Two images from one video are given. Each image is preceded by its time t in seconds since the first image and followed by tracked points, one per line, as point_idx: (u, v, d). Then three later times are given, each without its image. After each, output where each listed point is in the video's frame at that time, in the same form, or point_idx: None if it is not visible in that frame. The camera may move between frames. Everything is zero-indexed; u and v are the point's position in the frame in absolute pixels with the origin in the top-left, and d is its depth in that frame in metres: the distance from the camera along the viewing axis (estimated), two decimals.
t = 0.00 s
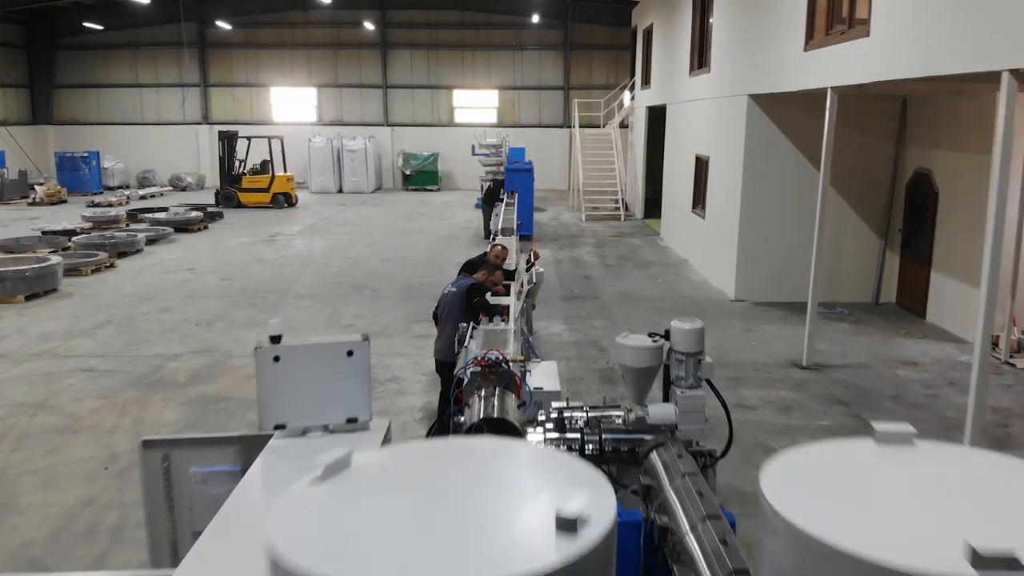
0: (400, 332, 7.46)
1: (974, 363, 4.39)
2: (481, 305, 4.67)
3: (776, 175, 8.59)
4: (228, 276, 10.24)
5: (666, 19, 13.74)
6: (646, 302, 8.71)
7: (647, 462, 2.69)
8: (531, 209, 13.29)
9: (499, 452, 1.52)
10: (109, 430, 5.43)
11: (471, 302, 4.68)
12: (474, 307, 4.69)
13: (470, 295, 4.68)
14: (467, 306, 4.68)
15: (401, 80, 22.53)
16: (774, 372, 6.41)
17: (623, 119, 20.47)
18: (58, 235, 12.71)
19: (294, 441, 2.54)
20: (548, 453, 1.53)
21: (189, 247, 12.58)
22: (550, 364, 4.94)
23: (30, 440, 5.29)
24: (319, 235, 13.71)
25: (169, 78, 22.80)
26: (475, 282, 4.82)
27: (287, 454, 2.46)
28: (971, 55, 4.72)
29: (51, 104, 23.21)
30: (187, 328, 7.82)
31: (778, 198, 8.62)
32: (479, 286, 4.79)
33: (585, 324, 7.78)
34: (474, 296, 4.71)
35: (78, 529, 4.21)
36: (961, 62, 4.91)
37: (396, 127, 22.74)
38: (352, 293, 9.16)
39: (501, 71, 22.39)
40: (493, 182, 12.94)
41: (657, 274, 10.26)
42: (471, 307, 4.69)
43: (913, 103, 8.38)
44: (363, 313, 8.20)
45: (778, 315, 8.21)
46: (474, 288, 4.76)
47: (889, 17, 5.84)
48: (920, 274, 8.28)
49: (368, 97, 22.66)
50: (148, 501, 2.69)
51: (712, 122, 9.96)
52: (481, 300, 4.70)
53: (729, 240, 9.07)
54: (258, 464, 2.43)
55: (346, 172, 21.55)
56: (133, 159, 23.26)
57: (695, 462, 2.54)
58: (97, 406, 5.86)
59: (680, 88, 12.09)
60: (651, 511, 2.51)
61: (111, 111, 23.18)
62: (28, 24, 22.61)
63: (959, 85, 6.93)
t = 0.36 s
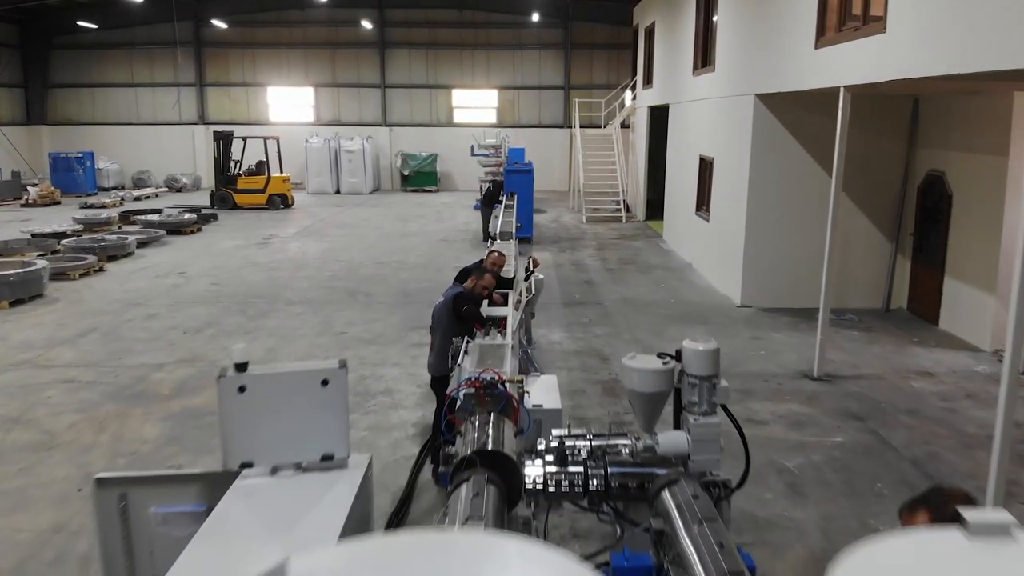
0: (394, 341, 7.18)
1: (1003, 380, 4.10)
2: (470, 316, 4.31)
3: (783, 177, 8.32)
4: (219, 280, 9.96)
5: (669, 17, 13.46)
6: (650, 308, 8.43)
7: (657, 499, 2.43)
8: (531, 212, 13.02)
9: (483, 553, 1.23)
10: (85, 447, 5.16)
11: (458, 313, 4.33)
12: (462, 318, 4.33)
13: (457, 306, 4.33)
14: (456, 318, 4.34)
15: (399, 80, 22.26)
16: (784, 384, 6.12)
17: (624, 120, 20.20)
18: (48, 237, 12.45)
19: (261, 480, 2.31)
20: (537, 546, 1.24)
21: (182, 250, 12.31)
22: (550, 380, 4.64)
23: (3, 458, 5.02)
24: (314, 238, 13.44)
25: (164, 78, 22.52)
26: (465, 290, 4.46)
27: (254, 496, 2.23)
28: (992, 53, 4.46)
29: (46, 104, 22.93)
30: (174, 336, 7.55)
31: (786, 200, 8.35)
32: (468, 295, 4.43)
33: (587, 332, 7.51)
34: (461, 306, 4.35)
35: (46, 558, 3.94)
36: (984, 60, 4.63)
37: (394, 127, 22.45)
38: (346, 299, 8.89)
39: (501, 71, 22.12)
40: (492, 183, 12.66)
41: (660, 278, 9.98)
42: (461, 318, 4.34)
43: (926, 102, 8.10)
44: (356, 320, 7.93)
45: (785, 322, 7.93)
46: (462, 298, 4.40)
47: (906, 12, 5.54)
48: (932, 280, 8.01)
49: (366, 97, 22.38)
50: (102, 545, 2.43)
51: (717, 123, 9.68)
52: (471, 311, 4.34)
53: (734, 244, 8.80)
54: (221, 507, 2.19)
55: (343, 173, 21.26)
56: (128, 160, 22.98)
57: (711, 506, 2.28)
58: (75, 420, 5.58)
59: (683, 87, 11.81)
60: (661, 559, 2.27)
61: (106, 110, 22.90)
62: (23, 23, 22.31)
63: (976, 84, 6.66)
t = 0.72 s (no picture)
0: (388, 349, 6.91)
1: None
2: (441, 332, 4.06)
3: (792, 179, 8.04)
4: (210, 285, 9.70)
5: (671, 14, 13.17)
6: (653, 314, 8.16)
7: (672, 548, 2.18)
8: (530, 213, 12.73)
9: None
10: (59, 466, 4.88)
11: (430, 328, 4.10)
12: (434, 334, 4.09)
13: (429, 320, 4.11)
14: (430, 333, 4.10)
15: (397, 79, 21.99)
16: (795, 397, 5.85)
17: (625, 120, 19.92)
18: (37, 240, 12.17)
19: (222, 530, 2.04)
20: None
21: (173, 253, 12.03)
22: (551, 396, 4.35)
23: None
24: (310, 240, 13.17)
25: (160, 77, 22.25)
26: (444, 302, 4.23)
27: (210, 550, 1.95)
28: (1013, 49, 4.18)
29: (40, 104, 22.66)
30: (160, 345, 7.28)
31: (794, 204, 8.08)
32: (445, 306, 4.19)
33: (588, 339, 7.24)
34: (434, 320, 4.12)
35: None
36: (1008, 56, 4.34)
37: (392, 127, 22.18)
38: (340, 304, 8.62)
39: (500, 70, 21.85)
40: (490, 184, 12.39)
41: (663, 283, 9.70)
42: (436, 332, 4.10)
43: (938, 103, 7.83)
44: (349, 327, 7.66)
45: (794, 329, 7.66)
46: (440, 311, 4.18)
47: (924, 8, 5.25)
48: (946, 286, 7.73)
49: (364, 97, 22.11)
50: None
51: (722, 123, 9.40)
52: (447, 325, 4.09)
53: (740, 248, 8.53)
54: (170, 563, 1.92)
55: (341, 173, 20.99)
56: (124, 161, 22.72)
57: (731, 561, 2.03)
58: (50, 436, 5.31)
59: (686, 86, 11.52)
60: None
61: (101, 111, 22.63)
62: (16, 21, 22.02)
63: (995, 83, 6.38)
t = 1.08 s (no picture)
0: (381, 358, 6.64)
1: None
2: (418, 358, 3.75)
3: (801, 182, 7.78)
4: (200, 290, 9.42)
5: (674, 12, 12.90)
6: (656, 319, 7.88)
7: None
8: (530, 215, 12.45)
9: None
10: (32, 486, 4.62)
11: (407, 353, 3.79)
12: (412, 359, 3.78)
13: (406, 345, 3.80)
14: (409, 357, 3.79)
15: (395, 78, 21.72)
16: (807, 411, 5.58)
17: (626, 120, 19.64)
18: (26, 243, 11.90)
19: None
20: None
21: (165, 256, 11.76)
22: (551, 414, 4.04)
23: None
24: (305, 242, 12.89)
25: (155, 76, 21.98)
26: (425, 319, 3.91)
27: None
28: None
29: (34, 104, 22.38)
30: (145, 353, 7.02)
31: (802, 207, 7.81)
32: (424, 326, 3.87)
33: (588, 347, 6.96)
34: (411, 346, 3.82)
35: None
36: None
37: (390, 127, 21.90)
38: (334, 310, 8.35)
39: (500, 70, 21.58)
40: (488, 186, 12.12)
41: (667, 287, 9.43)
42: (415, 356, 3.79)
43: (952, 102, 7.56)
44: (342, 333, 7.40)
45: (803, 337, 7.39)
46: (420, 332, 3.86)
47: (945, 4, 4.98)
48: (960, 292, 7.46)
49: (362, 96, 21.83)
50: None
51: (728, 123, 9.12)
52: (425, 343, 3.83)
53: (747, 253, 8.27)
54: None
55: (338, 174, 20.72)
56: (119, 161, 22.44)
57: None
58: (24, 453, 5.05)
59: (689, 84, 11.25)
60: None
61: (95, 111, 22.35)
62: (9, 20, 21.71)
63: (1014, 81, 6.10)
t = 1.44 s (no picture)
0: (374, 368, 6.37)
1: None
2: (400, 379, 3.51)
3: (809, 184, 7.52)
4: (190, 295, 9.16)
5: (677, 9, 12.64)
6: (660, 326, 7.61)
7: None
8: (529, 217, 12.18)
9: None
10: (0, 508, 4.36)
11: (389, 370, 3.55)
12: (394, 379, 3.55)
13: (390, 362, 3.57)
14: (392, 373, 3.56)
15: (393, 78, 21.46)
16: (820, 426, 5.31)
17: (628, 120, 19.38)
18: (14, 246, 11.64)
19: None
20: None
21: (156, 259, 11.50)
22: (552, 434, 3.75)
23: None
24: (300, 245, 12.62)
25: (150, 76, 21.73)
26: (408, 335, 3.68)
27: None
28: None
29: (28, 103, 22.13)
30: (129, 363, 6.76)
31: (811, 210, 7.56)
32: (406, 341, 3.65)
33: (590, 356, 6.69)
34: (394, 362, 3.58)
35: None
36: None
37: (389, 127, 21.63)
38: (326, 316, 8.08)
39: (500, 69, 21.32)
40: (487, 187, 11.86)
41: (670, 291, 9.16)
42: (398, 373, 3.55)
43: (966, 102, 7.30)
44: (334, 341, 7.13)
45: (813, 345, 7.12)
46: (403, 348, 3.64)
47: None
48: (975, 298, 7.19)
49: (359, 96, 21.57)
50: None
51: (733, 122, 8.87)
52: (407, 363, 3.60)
53: (754, 256, 8.00)
54: None
55: (335, 174, 20.44)
56: (113, 161, 22.17)
57: None
58: None
59: (693, 84, 10.97)
60: None
61: (90, 110, 22.08)
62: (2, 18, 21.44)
63: None
